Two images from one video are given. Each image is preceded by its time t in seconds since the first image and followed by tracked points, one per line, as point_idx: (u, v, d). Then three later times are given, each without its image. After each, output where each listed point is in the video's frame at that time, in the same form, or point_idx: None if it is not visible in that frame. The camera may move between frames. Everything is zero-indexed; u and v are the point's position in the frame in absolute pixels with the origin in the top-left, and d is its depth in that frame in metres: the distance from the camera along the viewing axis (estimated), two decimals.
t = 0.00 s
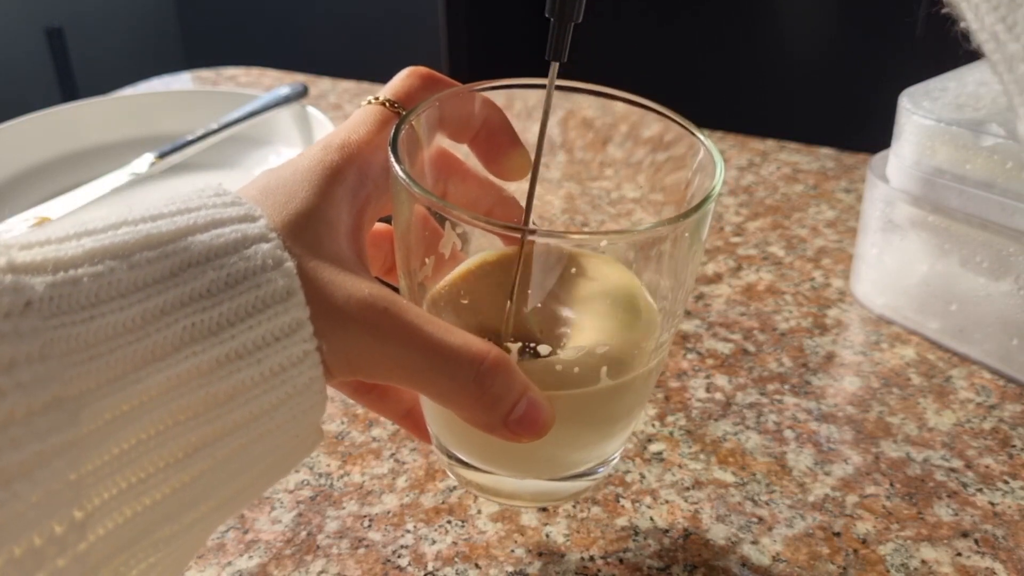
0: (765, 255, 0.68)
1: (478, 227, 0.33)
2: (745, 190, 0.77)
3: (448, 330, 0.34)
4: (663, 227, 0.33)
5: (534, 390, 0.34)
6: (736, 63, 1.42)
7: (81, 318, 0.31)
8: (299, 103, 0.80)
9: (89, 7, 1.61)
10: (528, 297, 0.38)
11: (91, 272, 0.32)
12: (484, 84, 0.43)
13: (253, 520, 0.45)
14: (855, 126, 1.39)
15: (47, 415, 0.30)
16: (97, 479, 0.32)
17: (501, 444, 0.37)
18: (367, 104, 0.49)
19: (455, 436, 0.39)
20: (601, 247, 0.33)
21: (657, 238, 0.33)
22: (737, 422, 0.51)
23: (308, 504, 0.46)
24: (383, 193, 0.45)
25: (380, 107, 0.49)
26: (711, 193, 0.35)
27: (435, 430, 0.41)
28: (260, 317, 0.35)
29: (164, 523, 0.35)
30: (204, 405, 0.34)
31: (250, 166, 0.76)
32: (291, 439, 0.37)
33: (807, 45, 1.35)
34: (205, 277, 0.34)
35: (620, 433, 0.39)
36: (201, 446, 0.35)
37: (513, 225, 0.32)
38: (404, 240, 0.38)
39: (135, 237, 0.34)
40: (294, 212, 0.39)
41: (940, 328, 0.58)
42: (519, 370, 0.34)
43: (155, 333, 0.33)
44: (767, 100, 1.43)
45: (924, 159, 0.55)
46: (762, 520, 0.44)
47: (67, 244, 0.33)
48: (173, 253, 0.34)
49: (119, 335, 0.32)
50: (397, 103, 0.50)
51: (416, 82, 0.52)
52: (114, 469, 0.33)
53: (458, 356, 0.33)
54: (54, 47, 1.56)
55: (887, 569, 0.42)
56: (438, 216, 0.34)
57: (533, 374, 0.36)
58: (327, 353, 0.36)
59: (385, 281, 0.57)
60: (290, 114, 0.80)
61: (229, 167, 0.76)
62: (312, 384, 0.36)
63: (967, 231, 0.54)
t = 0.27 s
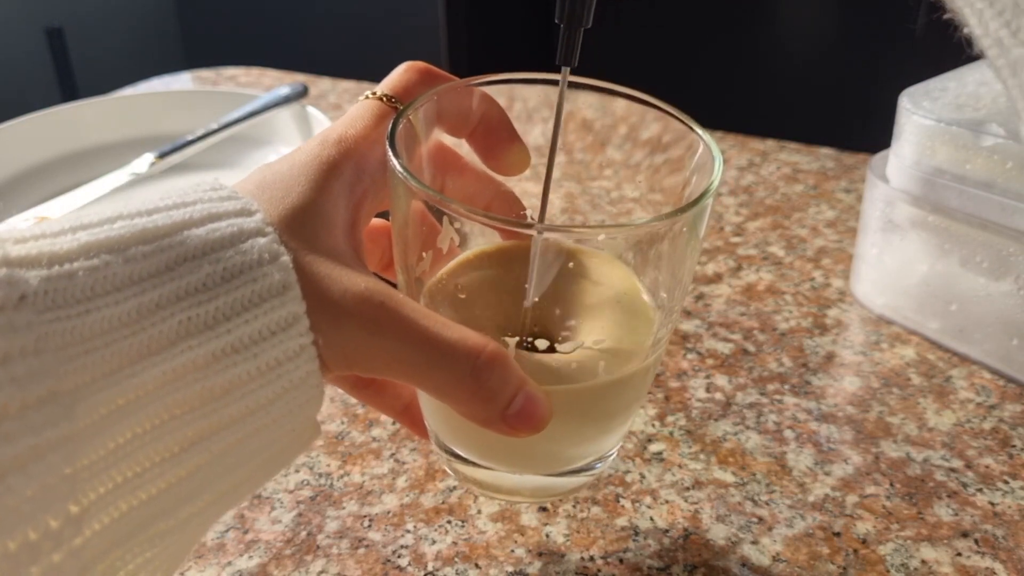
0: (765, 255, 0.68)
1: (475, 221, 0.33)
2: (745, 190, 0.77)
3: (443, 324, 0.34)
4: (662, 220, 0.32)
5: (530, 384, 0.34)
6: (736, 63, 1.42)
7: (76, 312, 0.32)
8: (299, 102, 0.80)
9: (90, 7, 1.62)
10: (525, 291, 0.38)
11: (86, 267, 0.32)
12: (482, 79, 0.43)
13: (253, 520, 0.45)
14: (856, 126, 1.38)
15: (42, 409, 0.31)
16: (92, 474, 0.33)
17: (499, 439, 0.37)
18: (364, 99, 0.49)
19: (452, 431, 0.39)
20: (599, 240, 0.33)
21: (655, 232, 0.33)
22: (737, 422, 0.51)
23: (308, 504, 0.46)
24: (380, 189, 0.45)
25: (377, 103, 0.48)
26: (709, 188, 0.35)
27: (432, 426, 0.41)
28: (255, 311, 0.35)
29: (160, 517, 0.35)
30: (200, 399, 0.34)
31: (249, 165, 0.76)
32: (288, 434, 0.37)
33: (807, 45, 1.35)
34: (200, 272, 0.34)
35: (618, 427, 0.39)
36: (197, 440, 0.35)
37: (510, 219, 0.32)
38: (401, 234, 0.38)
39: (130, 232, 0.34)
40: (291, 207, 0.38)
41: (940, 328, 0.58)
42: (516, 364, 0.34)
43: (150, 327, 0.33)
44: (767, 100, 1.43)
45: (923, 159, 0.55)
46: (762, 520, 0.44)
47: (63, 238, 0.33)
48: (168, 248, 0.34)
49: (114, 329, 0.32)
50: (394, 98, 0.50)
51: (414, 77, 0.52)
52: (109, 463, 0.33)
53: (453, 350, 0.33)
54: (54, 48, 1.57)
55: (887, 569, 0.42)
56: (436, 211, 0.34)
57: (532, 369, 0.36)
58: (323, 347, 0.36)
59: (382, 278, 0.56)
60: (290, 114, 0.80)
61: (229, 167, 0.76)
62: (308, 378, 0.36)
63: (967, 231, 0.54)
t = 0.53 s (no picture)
0: (765, 255, 0.68)
1: (473, 221, 0.33)
2: (745, 190, 0.77)
3: (441, 324, 0.34)
4: (661, 221, 0.33)
5: (528, 385, 0.34)
6: (737, 63, 1.42)
7: (73, 311, 0.32)
8: (299, 102, 0.80)
9: (90, 7, 1.62)
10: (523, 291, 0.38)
11: (83, 266, 0.32)
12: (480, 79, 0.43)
13: (253, 520, 0.45)
14: (855, 126, 1.38)
15: (39, 407, 0.31)
16: (90, 473, 0.33)
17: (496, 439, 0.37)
18: (363, 99, 0.49)
19: (451, 432, 0.39)
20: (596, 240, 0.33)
21: (654, 232, 0.33)
22: (737, 422, 0.51)
23: (308, 504, 0.46)
24: (378, 189, 0.45)
25: (376, 103, 0.48)
26: (706, 189, 0.35)
27: (430, 426, 0.41)
28: (253, 311, 0.35)
29: (157, 516, 0.35)
30: (197, 398, 0.34)
31: (249, 165, 0.76)
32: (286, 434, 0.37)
33: (807, 44, 1.35)
34: (198, 271, 0.34)
35: (616, 428, 0.39)
36: (195, 440, 0.35)
37: (509, 220, 0.32)
38: (400, 234, 0.38)
39: (128, 231, 0.34)
40: (289, 207, 0.38)
41: (940, 328, 0.58)
42: (514, 365, 0.34)
43: (147, 327, 0.33)
44: (766, 99, 1.43)
45: (924, 159, 0.55)
46: (762, 520, 0.44)
47: (60, 238, 0.33)
48: (165, 247, 0.34)
49: (111, 329, 0.32)
50: (393, 99, 0.50)
51: (412, 77, 0.52)
52: (106, 462, 0.33)
53: (451, 350, 0.33)
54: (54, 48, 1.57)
55: (887, 569, 0.42)
56: (434, 211, 0.34)
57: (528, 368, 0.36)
58: (321, 347, 0.36)
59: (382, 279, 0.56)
60: (290, 114, 0.80)
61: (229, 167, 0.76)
62: (306, 378, 0.36)
63: (967, 231, 0.54)
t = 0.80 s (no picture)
0: (765, 255, 0.68)
1: (477, 219, 0.33)
2: (745, 190, 0.77)
3: (444, 321, 0.34)
4: (664, 220, 0.32)
5: (532, 383, 0.34)
6: (736, 63, 1.42)
7: (78, 309, 0.32)
8: (299, 103, 0.80)
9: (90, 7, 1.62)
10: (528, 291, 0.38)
11: (88, 263, 0.32)
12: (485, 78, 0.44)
13: (253, 520, 0.45)
14: (855, 126, 1.38)
15: (44, 404, 0.31)
16: (95, 470, 0.32)
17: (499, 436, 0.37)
18: (369, 98, 0.49)
19: (455, 430, 0.39)
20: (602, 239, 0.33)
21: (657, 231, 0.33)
22: (737, 422, 0.51)
23: (308, 504, 0.46)
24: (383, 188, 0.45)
25: (381, 102, 0.48)
26: (713, 187, 0.34)
27: (434, 425, 0.41)
28: (257, 308, 0.35)
29: (161, 514, 0.35)
30: (201, 395, 0.34)
31: (249, 165, 0.76)
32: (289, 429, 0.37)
33: (807, 44, 1.35)
34: (203, 269, 0.34)
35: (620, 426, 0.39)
36: (199, 437, 0.35)
37: (514, 217, 0.32)
38: (405, 232, 0.38)
39: (134, 229, 0.34)
40: (293, 205, 0.39)
41: (940, 328, 0.58)
42: (518, 363, 0.34)
43: (152, 324, 0.33)
44: (766, 99, 1.43)
45: (923, 159, 0.55)
46: (762, 520, 0.44)
47: (65, 235, 0.33)
48: (171, 245, 0.34)
49: (116, 326, 0.32)
50: (398, 98, 0.50)
51: (418, 77, 0.52)
52: (112, 459, 0.33)
53: (454, 347, 0.33)
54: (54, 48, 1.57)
55: (887, 569, 0.42)
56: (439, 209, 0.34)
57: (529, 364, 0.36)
58: (324, 343, 0.36)
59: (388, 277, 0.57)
60: (290, 114, 0.79)
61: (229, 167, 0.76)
62: (309, 374, 0.36)
63: (967, 231, 0.54)
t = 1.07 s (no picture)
0: (765, 255, 0.68)
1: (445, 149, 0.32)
2: (746, 191, 0.78)
3: (384, 261, 0.33)
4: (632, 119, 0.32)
5: (483, 317, 0.33)
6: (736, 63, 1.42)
7: (25, 287, 0.34)
8: (299, 103, 0.80)
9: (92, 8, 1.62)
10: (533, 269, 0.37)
11: (32, 243, 0.35)
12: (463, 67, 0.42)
13: (253, 520, 0.45)
14: (855, 126, 1.37)
15: None
16: (47, 443, 0.34)
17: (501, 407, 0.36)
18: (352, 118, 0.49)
19: (471, 420, 0.38)
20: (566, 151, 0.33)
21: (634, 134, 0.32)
22: (737, 422, 0.51)
23: (308, 504, 0.46)
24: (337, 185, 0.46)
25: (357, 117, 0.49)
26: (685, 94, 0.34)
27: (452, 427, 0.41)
28: (200, 274, 0.36)
29: (129, 489, 0.37)
30: (154, 369, 0.36)
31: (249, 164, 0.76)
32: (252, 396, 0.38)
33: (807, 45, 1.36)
34: (143, 242, 0.36)
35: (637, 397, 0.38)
36: (157, 412, 0.36)
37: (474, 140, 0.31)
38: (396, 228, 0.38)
39: (77, 207, 0.36)
40: (248, 191, 0.40)
41: (941, 328, 0.57)
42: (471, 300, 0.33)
43: (98, 297, 0.35)
44: (766, 99, 1.43)
45: (924, 159, 0.55)
46: (762, 520, 0.44)
47: (11, 217, 0.35)
48: (112, 221, 0.36)
49: (59, 303, 0.34)
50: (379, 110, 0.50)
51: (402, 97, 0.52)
52: (65, 432, 0.35)
53: (395, 284, 0.32)
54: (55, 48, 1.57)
55: (887, 569, 0.42)
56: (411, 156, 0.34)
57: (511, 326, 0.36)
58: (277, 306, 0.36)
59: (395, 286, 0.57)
60: (290, 114, 0.79)
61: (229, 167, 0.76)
62: (264, 338, 0.37)
63: (967, 231, 0.54)
